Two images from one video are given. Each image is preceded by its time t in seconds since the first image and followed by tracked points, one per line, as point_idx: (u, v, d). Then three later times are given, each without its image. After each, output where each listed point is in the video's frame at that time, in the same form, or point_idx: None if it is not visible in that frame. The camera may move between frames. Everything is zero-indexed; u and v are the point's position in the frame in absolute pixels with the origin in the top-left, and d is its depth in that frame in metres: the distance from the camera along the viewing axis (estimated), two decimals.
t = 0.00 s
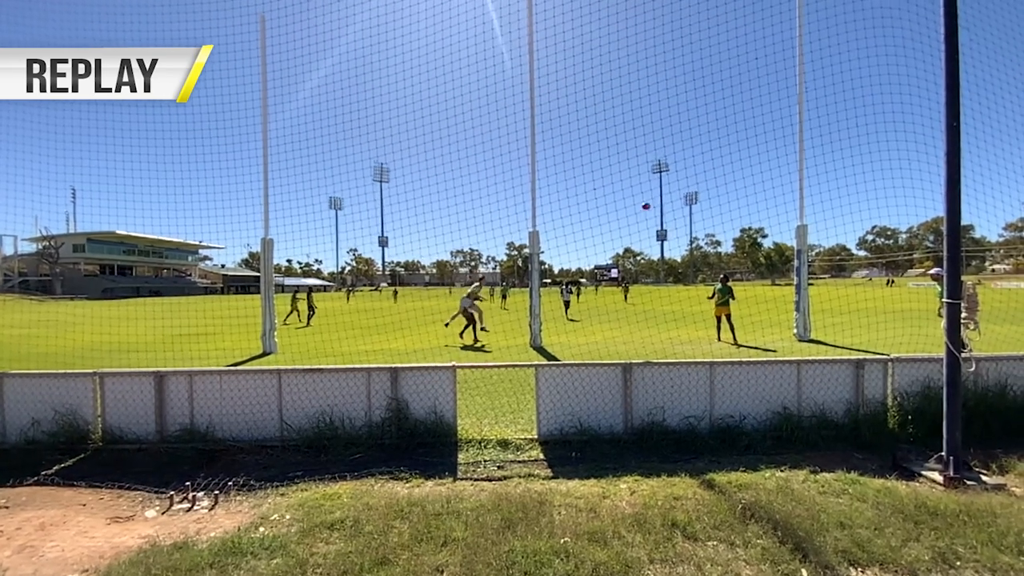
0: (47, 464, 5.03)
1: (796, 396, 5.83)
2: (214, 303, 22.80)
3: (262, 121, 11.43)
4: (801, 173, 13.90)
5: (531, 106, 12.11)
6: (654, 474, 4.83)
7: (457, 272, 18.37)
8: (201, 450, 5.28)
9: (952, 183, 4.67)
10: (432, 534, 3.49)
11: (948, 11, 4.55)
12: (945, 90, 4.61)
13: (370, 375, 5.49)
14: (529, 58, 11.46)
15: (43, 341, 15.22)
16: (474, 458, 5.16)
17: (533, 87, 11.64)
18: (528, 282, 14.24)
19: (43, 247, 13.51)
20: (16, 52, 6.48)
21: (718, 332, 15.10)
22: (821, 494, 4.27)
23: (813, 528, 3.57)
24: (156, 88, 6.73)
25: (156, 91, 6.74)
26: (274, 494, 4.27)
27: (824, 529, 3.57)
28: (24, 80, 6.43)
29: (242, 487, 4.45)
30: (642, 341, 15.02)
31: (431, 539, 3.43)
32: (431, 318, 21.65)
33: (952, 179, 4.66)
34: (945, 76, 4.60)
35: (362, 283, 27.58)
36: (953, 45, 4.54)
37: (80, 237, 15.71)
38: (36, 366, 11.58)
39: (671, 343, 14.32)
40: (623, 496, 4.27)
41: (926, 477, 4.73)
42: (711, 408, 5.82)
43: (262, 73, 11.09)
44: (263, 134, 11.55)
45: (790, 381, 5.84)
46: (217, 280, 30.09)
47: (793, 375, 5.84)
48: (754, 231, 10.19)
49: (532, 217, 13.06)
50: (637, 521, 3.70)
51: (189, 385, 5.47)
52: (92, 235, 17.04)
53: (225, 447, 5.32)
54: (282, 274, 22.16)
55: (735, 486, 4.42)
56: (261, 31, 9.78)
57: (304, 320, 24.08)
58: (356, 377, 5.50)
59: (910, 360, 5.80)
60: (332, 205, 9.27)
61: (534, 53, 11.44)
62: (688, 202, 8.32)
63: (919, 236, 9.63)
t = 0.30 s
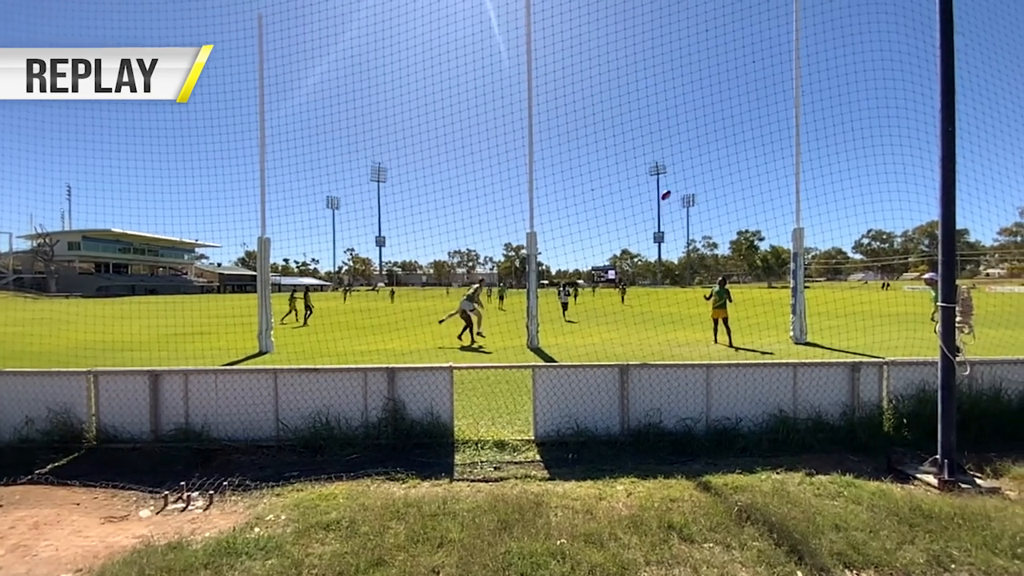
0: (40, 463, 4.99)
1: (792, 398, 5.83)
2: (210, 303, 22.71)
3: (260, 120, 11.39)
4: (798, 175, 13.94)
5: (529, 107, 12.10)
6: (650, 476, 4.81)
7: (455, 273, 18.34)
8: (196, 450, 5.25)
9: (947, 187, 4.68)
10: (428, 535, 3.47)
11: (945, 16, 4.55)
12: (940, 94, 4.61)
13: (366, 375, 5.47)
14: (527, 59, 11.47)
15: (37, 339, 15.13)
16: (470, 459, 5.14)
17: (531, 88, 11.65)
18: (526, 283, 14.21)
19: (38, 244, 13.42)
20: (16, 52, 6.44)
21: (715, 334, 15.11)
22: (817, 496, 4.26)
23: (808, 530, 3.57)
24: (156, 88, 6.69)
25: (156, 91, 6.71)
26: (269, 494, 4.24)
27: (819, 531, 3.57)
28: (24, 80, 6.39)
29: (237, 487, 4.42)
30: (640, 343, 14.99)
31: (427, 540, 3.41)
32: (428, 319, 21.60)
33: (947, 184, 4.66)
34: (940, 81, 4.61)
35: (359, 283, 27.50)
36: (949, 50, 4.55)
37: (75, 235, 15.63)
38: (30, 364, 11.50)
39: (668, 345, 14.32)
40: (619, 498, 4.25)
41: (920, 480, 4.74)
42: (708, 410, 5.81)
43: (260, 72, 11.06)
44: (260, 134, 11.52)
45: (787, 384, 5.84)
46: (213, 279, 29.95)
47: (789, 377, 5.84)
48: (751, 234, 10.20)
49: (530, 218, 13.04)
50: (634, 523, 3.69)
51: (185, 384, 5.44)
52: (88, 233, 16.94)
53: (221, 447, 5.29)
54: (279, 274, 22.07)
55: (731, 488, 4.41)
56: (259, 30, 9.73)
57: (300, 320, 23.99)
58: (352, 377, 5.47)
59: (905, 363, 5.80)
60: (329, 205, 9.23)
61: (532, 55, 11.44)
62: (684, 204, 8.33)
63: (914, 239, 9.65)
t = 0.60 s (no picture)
0: (31, 462, 4.94)
1: (787, 401, 5.83)
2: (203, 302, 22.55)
3: (256, 119, 11.33)
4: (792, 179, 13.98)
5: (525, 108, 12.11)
6: (645, 478, 4.80)
7: (451, 273, 18.29)
8: (189, 450, 5.20)
9: (940, 192, 4.68)
10: (422, 537, 3.44)
11: (940, 22, 4.57)
12: (934, 100, 4.62)
13: (361, 376, 5.43)
14: (524, 61, 11.48)
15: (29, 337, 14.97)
16: (465, 461, 5.12)
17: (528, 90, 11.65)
18: (522, 284, 14.17)
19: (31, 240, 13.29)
20: (16, 51, 6.40)
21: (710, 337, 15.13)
22: (811, 499, 4.26)
23: (802, 533, 3.56)
24: (156, 88, 6.64)
25: (156, 91, 6.67)
26: (262, 495, 4.20)
27: (813, 534, 3.56)
28: (23, 80, 6.35)
29: (230, 487, 4.39)
30: (635, 345, 14.97)
31: (421, 542, 3.38)
32: (423, 319, 21.52)
33: (939, 189, 4.67)
34: (933, 87, 4.62)
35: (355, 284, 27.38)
36: (942, 56, 4.56)
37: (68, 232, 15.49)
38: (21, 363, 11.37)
39: (663, 347, 14.32)
40: (614, 500, 4.24)
41: (913, 483, 4.75)
42: (702, 413, 5.81)
43: (257, 71, 11.02)
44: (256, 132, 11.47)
45: (781, 387, 5.84)
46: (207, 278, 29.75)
47: (784, 380, 5.84)
48: (746, 237, 10.21)
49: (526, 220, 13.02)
50: (629, 525, 3.67)
51: (178, 383, 5.39)
52: (81, 230, 16.79)
53: (214, 447, 5.25)
54: (274, 273, 21.97)
55: (726, 490, 4.41)
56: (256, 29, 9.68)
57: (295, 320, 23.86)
58: (348, 378, 5.44)
59: (898, 367, 5.80)
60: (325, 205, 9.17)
61: (530, 57, 11.45)
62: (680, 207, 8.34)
63: (906, 244, 9.70)
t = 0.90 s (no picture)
0: (19, 463, 4.87)
1: (779, 404, 5.83)
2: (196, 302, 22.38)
3: (250, 119, 11.27)
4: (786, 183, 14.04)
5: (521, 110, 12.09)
6: (639, 480, 4.79)
7: (446, 274, 18.25)
8: (180, 451, 5.16)
9: (930, 198, 4.70)
10: (415, 539, 3.42)
11: (933, 28, 4.59)
12: (924, 106, 4.64)
13: (355, 377, 5.40)
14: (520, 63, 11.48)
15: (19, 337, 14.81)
16: (459, 462, 5.10)
17: (523, 92, 11.65)
18: (517, 285, 14.16)
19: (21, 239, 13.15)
20: (15, 51, 6.35)
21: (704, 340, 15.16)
22: (803, 501, 4.26)
23: (794, 535, 3.56)
24: (156, 88, 6.58)
25: (156, 91, 6.60)
26: (253, 497, 4.16)
27: (805, 536, 3.56)
28: (23, 80, 6.29)
29: (221, 489, 4.34)
30: (630, 347, 14.98)
31: (414, 544, 3.36)
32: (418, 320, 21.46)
33: (930, 194, 4.69)
34: (924, 93, 4.64)
35: (349, 284, 27.26)
36: (933, 62, 4.58)
37: (60, 231, 15.34)
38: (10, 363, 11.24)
39: (657, 350, 14.33)
40: (608, 502, 4.23)
41: (903, 486, 4.76)
42: (696, 415, 5.81)
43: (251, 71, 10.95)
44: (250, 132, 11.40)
45: (774, 389, 5.85)
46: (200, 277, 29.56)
47: (777, 383, 5.85)
48: (740, 240, 10.24)
49: (522, 221, 13.01)
50: (622, 527, 3.66)
51: (168, 384, 5.34)
52: (73, 229, 16.63)
53: (205, 449, 5.20)
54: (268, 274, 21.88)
55: (719, 493, 4.40)
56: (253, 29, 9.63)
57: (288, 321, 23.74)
58: (340, 379, 5.41)
59: (888, 370, 5.82)
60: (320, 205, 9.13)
61: (525, 59, 11.45)
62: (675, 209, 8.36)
63: (897, 249, 9.74)
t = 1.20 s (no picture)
0: (6, 466, 4.81)
1: (771, 406, 5.84)
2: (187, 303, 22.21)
3: (244, 119, 11.19)
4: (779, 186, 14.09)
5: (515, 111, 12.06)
6: (632, 482, 4.78)
7: (440, 276, 18.20)
8: (169, 453, 5.10)
9: (918, 203, 4.72)
10: (407, 542, 3.40)
11: (921, 34, 4.61)
12: (913, 112, 4.67)
13: (348, 379, 5.37)
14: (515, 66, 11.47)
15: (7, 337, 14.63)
16: (451, 465, 5.07)
17: (518, 94, 11.65)
18: (511, 287, 14.13)
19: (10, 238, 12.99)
20: (16, 51, 6.28)
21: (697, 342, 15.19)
22: (794, 503, 4.26)
23: (785, 537, 3.56)
24: (156, 88, 6.51)
25: (156, 92, 6.52)
26: (244, 500, 4.12)
27: (796, 538, 3.56)
28: (24, 80, 6.22)
29: (210, 493, 4.30)
30: (623, 350, 14.98)
31: (406, 548, 3.33)
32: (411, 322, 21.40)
33: (918, 199, 4.71)
34: (913, 99, 4.67)
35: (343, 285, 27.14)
36: (921, 68, 4.61)
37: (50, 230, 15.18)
38: None
39: (650, 352, 14.34)
40: (601, 505, 4.21)
41: (893, 488, 4.78)
42: (689, 417, 5.80)
43: (245, 71, 10.88)
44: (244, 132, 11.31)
45: (766, 392, 5.85)
46: (192, 278, 29.35)
47: (769, 385, 5.85)
48: (733, 243, 10.26)
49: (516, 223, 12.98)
50: (615, 530, 3.65)
51: (158, 386, 5.29)
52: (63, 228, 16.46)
53: (195, 452, 5.15)
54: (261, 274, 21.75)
55: (711, 495, 4.40)
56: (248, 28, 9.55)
57: (281, 322, 23.61)
58: (333, 381, 5.37)
59: (878, 372, 5.84)
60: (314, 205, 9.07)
61: (520, 61, 11.45)
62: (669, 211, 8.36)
63: (888, 252, 9.80)
